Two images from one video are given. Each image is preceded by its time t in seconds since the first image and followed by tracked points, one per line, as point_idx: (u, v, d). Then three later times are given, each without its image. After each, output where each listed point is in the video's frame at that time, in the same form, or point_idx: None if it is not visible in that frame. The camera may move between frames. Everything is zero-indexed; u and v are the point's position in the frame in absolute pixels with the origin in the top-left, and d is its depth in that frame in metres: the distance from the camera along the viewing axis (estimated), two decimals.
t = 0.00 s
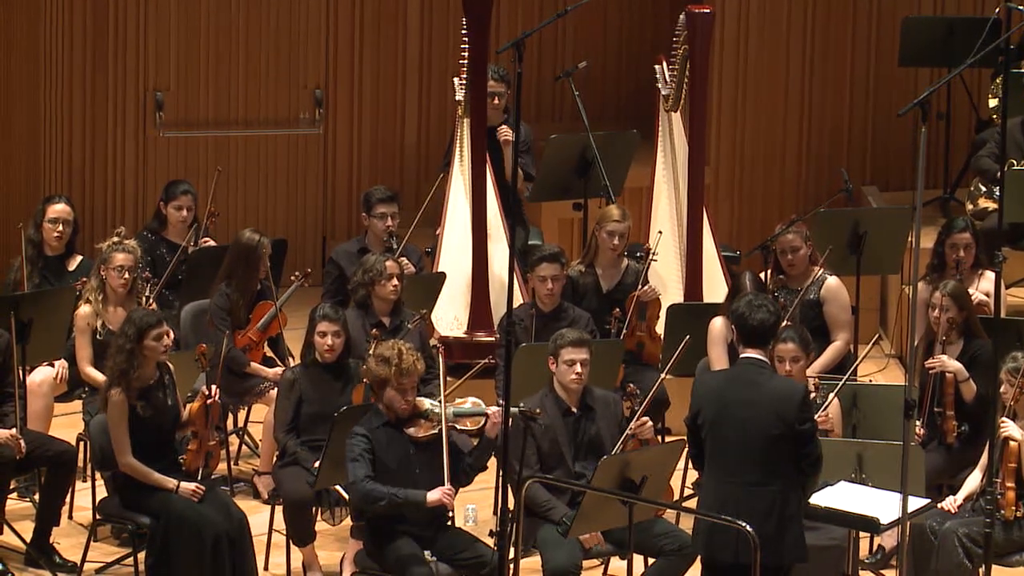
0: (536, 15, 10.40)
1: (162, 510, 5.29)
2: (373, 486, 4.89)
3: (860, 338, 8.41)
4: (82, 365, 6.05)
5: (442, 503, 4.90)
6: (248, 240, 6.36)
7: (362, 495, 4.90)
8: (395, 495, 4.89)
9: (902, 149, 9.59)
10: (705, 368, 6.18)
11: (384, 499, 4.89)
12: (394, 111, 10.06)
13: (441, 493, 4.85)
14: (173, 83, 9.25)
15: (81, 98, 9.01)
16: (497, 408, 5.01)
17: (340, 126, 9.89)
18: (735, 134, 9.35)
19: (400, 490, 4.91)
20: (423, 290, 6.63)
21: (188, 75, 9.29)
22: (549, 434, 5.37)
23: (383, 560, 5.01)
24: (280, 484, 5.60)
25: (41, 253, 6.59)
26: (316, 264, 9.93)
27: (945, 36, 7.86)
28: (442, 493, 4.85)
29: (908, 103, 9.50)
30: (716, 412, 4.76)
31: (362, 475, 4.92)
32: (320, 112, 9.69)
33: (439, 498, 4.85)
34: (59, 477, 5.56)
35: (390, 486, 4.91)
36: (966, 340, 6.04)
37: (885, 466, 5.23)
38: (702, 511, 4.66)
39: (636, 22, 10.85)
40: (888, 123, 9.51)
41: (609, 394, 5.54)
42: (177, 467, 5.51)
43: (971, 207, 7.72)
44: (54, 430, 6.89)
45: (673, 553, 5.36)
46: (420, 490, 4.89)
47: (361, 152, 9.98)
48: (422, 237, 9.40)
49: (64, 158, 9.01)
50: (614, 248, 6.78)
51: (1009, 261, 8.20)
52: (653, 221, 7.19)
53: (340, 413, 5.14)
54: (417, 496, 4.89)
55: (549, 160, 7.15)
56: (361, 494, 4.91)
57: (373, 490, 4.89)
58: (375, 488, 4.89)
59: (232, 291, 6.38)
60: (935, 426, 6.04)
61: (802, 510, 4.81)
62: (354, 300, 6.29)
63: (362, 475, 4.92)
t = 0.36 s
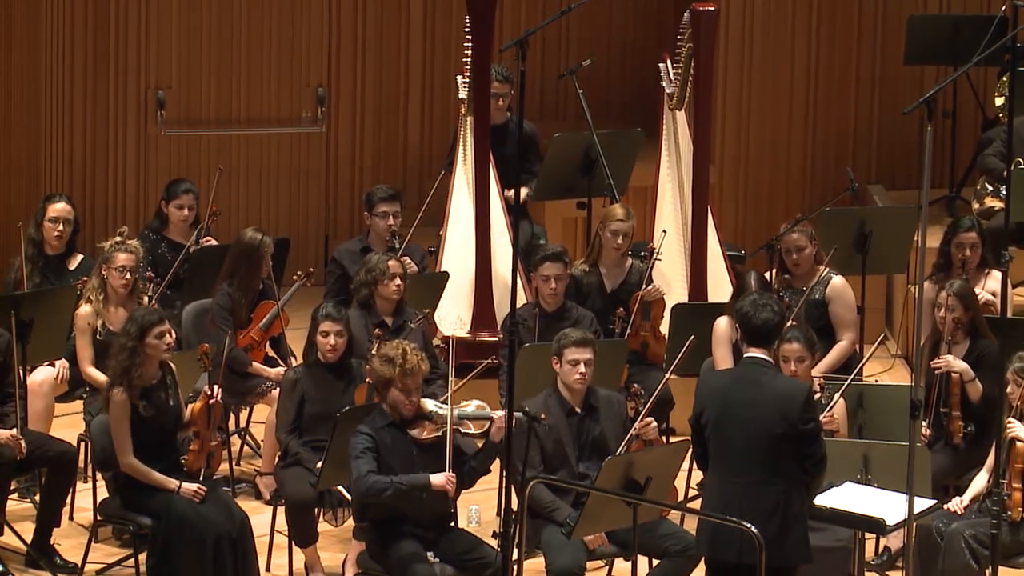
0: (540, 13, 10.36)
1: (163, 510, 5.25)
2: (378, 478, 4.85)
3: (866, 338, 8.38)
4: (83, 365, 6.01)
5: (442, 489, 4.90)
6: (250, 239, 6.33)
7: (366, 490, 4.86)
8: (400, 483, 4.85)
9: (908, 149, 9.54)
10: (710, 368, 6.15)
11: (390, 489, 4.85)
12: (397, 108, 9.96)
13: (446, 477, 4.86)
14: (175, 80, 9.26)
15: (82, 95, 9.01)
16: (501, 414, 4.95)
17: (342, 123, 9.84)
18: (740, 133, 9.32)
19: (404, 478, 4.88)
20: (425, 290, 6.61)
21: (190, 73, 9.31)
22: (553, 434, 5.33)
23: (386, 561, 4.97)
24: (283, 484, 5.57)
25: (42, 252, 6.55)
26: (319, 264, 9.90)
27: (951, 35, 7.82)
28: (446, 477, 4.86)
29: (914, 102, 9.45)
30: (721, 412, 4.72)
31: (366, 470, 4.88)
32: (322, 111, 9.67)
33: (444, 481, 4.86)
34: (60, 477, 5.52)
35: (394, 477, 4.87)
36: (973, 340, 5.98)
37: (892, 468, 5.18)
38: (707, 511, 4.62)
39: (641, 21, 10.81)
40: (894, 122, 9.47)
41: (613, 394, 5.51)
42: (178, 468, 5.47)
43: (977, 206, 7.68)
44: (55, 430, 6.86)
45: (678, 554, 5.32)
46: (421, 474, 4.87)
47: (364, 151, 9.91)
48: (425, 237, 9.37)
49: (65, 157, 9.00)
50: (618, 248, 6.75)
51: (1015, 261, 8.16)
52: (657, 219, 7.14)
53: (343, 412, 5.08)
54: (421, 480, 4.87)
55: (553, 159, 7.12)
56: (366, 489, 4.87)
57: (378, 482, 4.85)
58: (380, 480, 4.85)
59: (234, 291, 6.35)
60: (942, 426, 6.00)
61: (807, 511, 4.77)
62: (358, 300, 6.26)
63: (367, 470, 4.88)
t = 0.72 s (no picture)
0: (544, 9, 10.30)
1: (164, 512, 5.20)
2: (383, 475, 4.80)
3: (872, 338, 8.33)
4: (83, 365, 5.96)
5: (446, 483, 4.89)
6: (252, 238, 6.27)
7: (372, 488, 4.81)
8: (404, 477, 4.80)
9: (916, 148, 9.48)
10: (715, 369, 6.08)
11: (395, 484, 4.80)
12: (399, 106, 9.93)
13: (449, 468, 4.83)
14: (176, 79, 9.23)
15: (84, 96, 8.98)
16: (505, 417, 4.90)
17: (345, 122, 9.78)
18: (745, 131, 9.28)
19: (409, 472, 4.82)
20: (428, 289, 6.56)
21: (191, 72, 9.27)
22: (557, 435, 5.28)
23: (388, 564, 4.91)
24: (285, 486, 5.52)
25: (41, 251, 6.51)
26: (321, 263, 9.85)
27: (958, 33, 7.77)
28: (450, 468, 4.83)
29: (923, 101, 9.38)
30: (726, 413, 4.68)
31: (371, 469, 4.84)
32: (325, 109, 9.64)
33: (449, 471, 4.82)
34: (59, 479, 5.48)
35: (399, 472, 4.82)
36: (980, 340, 5.93)
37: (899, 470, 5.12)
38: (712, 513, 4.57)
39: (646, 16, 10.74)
40: (902, 121, 9.40)
41: (618, 395, 5.46)
42: (179, 469, 5.42)
43: (984, 206, 7.63)
44: (56, 431, 6.81)
45: (683, 556, 5.28)
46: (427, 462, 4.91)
47: (366, 151, 9.88)
48: (429, 236, 9.33)
49: (65, 155, 8.97)
50: (622, 248, 6.68)
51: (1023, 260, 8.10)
52: (662, 218, 7.10)
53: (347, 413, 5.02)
54: (425, 471, 4.82)
55: (557, 158, 7.07)
56: (371, 487, 4.82)
57: (383, 479, 4.80)
58: (384, 476, 4.80)
59: (235, 291, 6.30)
60: (949, 427, 5.95)
61: (813, 513, 4.72)
62: (360, 300, 6.20)
63: (372, 469, 4.84)
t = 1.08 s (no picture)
0: (545, 7, 10.24)
1: (161, 514, 5.15)
2: (385, 475, 4.75)
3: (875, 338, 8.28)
4: (80, 366, 5.91)
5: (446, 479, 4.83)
6: (249, 237, 6.22)
7: (374, 489, 4.76)
8: (406, 476, 4.75)
9: (919, 147, 9.41)
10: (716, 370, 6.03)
11: (397, 484, 4.75)
12: (399, 105, 9.86)
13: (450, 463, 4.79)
14: (173, 77, 9.18)
15: (79, 94, 8.93)
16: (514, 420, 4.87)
17: (343, 121, 9.73)
18: (747, 130, 9.24)
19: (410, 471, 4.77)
20: (428, 289, 6.51)
21: (189, 70, 9.22)
22: (557, 437, 5.23)
23: (387, 566, 4.86)
24: (283, 487, 5.47)
25: (38, 251, 6.46)
26: (319, 263, 9.80)
27: (963, 30, 7.71)
28: (450, 464, 4.78)
29: (926, 99, 9.31)
30: (728, 414, 4.63)
31: (373, 470, 4.79)
32: (323, 108, 9.59)
33: (450, 466, 4.77)
34: (55, 481, 5.42)
35: (400, 472, 4.77)
36: (984, 341, 5.87)
37: (901, 470, 5.07)
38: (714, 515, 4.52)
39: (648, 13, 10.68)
40: (906, 120, 9.33)
41: (619, 396, 5.41)
42: (177, 471, 5.37)
43: (989, 205, 7.57)
44: (52, 432, 6.76)
45: (684, 559, 5.22)
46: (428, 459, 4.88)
47: (365, 150, 9.81)
48: (429, 236, 9.28)
49: (61, 154, 8.91)
50: (623, 247, 6.63)
51: None
52: (663, 219, 7.06)
53: (345, 414, 4.96)
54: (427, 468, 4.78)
55: (558, 156, 7.02)
56: (373, 488, 4.77)
57: (384, 478, 4.75)
58: (386, 476, 4.75)
59: (232, 291, 6.24)
60: (953, 428, 5.90)
61: (815, 514, 4.67)
62: (359, 300, 6.15)
63: (373, 470, 4.79)
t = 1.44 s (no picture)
0: (546, 4, 10.19)
1: (159, 516, 5.09)
2: (386, 474, 4.70)
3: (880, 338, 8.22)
4: (77, 366, 5.86)
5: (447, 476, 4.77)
6: (248, 237, 6.16)
7: (376, 489, 4.70)
8: (408, 475, 4.70)
9: (921, 145, 9.38)
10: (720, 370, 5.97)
11: (399, 483, 4.69)
12: (398, 105, 9.81)
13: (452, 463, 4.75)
14: (171, 74, 9.10)
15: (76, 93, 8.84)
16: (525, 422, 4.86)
17: (343, 119, 9.70)
18: (751, 127, 9.12)
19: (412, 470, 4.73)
20: (428, 289, 6.46)
21: (187, 67, 9.14)
22: (558, 438, 5.17)
23: (386, 569, 4.80)
24: (281, 489, 5.41)
25: (34, 250, 6.41)
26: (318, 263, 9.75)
27: (968, 27, 7.65)
28: (452, 463, 4.75)
29: (930, 96, 9.29)
30: (732, 415, 4.58)
31: (374, 470, 4.73)
32: (322, 105, 9.53)
33: (452, 466, 4.74)
34: (51, 482, 5.37)
35: (402, 471, 4.71)
36: (989, 342, 5.80)
37: (905, 471, 5.02)
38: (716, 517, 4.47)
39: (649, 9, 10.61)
40: (909, 117, 9.31)
41: (621, 397, 5.35)
42: (175, 472, 5.32)
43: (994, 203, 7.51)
44: (49, 433, 6.71)
45: (687, 560, 5.16)
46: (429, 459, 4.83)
47: (365, 150, 9.78)
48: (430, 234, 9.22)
49: (58, 151, 8.85)
50: (625, 246, 6.57)
51: None
52: (666, 217, 6.98)
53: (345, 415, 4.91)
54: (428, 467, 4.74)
55: (559, 155, 6.96)
56: (375, 488, 4.71)
57: (386, 478, 4.70)
58: (389, 475, 4.70)
59: (231, 291, 6.19)
60: (958, 430, 5.83)
61: (819, 516, 4.61)
62: (358, 299, 6.09)
63: (375, 469, 4.73)
